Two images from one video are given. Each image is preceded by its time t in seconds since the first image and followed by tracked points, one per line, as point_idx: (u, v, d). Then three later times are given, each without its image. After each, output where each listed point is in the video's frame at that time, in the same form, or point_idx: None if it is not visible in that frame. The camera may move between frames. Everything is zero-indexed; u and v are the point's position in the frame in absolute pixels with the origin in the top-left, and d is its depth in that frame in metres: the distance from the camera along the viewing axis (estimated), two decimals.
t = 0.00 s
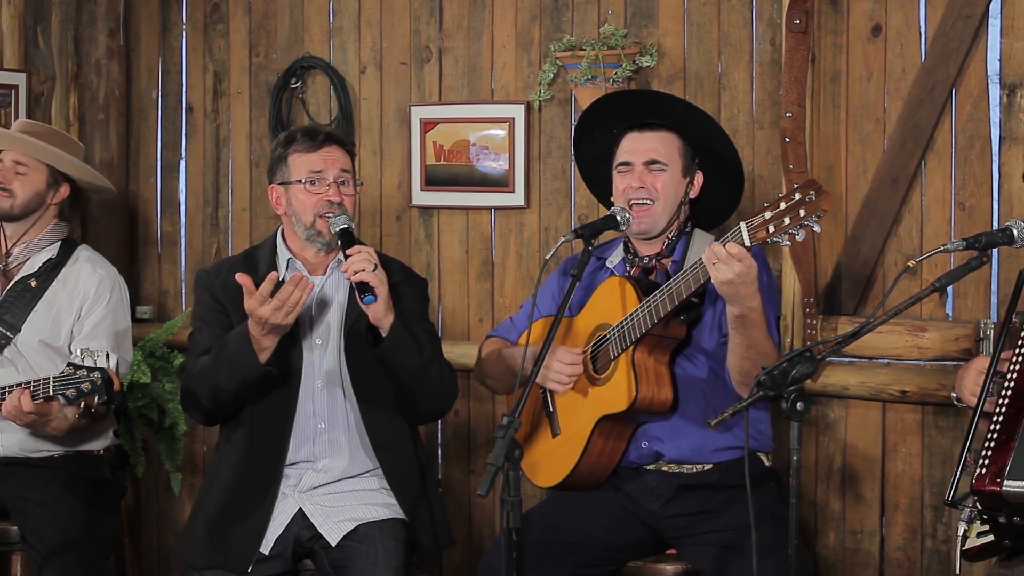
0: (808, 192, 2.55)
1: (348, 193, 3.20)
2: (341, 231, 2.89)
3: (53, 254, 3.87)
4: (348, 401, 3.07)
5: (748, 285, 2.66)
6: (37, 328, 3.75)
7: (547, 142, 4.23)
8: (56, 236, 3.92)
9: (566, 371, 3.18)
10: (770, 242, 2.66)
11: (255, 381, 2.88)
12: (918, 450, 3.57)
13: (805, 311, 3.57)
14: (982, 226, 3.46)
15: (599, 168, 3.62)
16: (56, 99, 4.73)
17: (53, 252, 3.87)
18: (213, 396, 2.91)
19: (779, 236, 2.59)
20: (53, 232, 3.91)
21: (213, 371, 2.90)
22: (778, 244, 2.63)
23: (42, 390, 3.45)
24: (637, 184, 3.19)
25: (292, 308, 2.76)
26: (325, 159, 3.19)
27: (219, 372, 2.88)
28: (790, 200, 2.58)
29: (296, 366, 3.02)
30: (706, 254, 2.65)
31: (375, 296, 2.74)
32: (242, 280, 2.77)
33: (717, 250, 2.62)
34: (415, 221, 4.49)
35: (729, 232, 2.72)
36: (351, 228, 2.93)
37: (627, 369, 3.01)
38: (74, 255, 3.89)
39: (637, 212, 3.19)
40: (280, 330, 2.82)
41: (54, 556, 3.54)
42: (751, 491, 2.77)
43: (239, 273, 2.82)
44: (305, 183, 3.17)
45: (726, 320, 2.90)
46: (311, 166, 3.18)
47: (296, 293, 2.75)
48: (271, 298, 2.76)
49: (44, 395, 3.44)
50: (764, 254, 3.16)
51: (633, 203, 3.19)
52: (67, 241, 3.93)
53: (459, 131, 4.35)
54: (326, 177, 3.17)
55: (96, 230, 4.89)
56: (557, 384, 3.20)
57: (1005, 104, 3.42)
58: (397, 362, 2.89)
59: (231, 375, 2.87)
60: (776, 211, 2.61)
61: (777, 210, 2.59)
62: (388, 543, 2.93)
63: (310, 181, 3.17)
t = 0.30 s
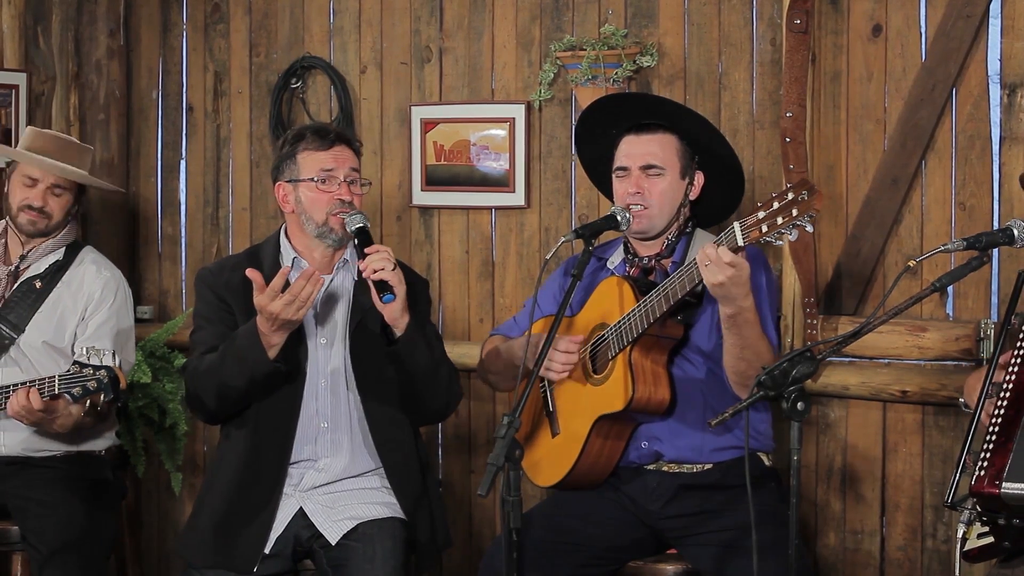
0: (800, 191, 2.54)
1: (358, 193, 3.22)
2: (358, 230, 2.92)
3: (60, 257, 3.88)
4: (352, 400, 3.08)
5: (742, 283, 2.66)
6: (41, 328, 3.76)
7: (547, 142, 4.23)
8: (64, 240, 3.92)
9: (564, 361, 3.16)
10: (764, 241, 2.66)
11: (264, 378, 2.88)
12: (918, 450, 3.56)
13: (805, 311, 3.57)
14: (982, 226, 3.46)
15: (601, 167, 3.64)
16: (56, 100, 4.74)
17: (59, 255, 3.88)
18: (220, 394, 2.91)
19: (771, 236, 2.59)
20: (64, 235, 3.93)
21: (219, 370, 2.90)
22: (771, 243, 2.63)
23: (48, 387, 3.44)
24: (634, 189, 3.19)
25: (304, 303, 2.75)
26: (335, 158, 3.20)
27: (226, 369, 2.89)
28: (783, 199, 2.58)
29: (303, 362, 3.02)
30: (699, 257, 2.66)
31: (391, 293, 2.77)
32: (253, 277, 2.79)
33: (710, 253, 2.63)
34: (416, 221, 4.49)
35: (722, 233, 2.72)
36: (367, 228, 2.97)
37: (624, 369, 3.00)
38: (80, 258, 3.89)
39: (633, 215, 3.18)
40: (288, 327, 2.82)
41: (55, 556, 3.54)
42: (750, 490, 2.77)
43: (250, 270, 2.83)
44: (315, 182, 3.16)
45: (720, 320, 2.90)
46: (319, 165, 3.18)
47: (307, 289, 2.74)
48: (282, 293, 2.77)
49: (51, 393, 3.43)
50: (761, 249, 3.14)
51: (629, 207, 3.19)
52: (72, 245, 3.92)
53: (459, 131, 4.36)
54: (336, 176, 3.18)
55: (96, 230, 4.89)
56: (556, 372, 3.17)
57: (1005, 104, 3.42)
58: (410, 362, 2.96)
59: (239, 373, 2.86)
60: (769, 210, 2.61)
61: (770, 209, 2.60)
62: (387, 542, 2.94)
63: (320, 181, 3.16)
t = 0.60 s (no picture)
0: (795, 193, 2.54)
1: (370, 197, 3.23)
2: (371, 235, 2.92)
3: (57, 256, 3.84)
4: (358, 402, 3.09)
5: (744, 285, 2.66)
6: (39, 327, 3.77)
7: (548, 142, 4.23)
8: (62, 237, 3.87)
9: (563, 360, 3.22)
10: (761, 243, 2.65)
11: (273, 384, 2.88)
12: (919, 450, 3.56)
13: (805, 311, 3.58)
14: (982, 226, 3.46)
15: (610, 165, 3.65)
16: (56, 100, 4.74)
17: (56, 253, 3.84)
18: (228, 398, 2.92)
19: (767, 238, 2.58)
20: (60, 233, 3.86)
21: (228, 374, 2.90)
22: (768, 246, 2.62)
23: (37, 381, 3.40)
24: (636, 189, 3.20)
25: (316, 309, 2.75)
26: (347, 160, 3.21)
27: (235, 375, 2.89)
28: (779, 202, 2.57)
29: (312, 366, 3.04)
30: (696, 258, 2.65)
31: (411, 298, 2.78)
32: (262, 284, 2.78)
33: (710, 255, 2.61)
34: (416, 221, 4.48)
35: (720, 235, 2.71)
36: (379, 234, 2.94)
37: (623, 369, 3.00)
38: (79, 256, 3.87)
39: (636, 215, 3.19)
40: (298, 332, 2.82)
41: (55, 556, 3.56)
42: (751, 490, 2.77)
43: (259, 277, 2.81)
44: (329, 185, 3.18)
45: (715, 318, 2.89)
46: (332, 168, 3.20)
47: (319, 294, 2.74)
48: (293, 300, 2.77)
49: (41, 387, 3.39)
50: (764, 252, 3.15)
51: (632, 207, 3.20)
52: (70, 243, 3.89)
53: (459, 131, 4.36)
54: (350, 180, 3.20)
55: (96, 230, 4.89)
56: (555, 371, 3.23)
57: (1005, 104, 3.42)
58: (426, 365, 2.99)
59: (249, 377, 2.87)
60: (766, 211, 2.60)
61: (766, 211, 2.59)
62: (388, 541, 2.94)
63: (334, 184, 3.18)
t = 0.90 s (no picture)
0: (806, 197, 2.54)
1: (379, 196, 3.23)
2: (385, 234, 2.93)
3: (46, 251, 3.85)
4: (363, 399, 3.10)
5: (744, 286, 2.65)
6: (31, 324, 3.77)
7: (548, 141, 4.23)
8: (49, 233, 3.87)
9: (563, 366, 3.21)
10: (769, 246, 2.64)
11: (282, 384, 2.89)
12: (919, 449, 3.57)
13: (806, 310, 3.59)
14: (982, 225, 3.46)
15: (619, 163, 3.65)
16: (56, 99, 4.74)
17: (45, 249, 3.85)
18: (236, 397, 2.92)
19: (776, 241, 2.57)
20: (45, 231, 3.87)
21: (236, 372, 2.91)
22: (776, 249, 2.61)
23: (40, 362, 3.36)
24: (644, 182, 3.19)
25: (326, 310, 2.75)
26: (358, 158, 3.22)
27: (244, 374, 2.89)
28: (789, 204, 2.56)
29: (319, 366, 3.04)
30: (702, 256, 2.65)
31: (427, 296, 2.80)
32: (276, 285, 2.79)
33: (717, 252, 2.62)
34: (416, 220, 4.48)
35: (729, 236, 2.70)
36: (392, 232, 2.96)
37: (627, 367, 3.01)
38: (69, 253, 3.87)
39: (642, 209, 3.20)
40: (306, 334, 2.83)
41: (54, 555, 3.58)
42: (751, 489, 2.77)
43: (272, 279, 2.83)
44: (340, 183, 3.17)
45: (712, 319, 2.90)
46: (343, 165, 3.20)
47: (332, 295, 2.75)
48: (305, 302, 2.77)
49: (42, 368, 3.37)
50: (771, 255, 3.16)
51: (640, 201, 3.20)
52: (60, 240, 3.89)
53: (459, 130, 4.36)
54: (361, 178, 3.19)
55: (96, 229, 4.90)
56: (553, 373, 3.23)
57: (1005, 103, 3.41)
58: (436, 366, 3.03)
59: (256, 376, 2.87)
60: (774, 214, 2.59)
61: (776, 214, 2.58)
62: (388, 541, 2.94)
63: (346, 182, 3.17)
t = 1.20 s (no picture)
0: (809, 201, 2.53)
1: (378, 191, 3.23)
2: (387, 227, 2.93)
3: (39, 249, 3.86)
4: (364, 395, 3.10)
5: (745, 287, 2.65)
6: (29, 323, 3.77)
7: (548, 140, 4.23)
8: (42, 232, 3.88)
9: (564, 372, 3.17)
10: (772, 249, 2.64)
11: (285, 378, 2.89)
12: (918, 447, 3.57)
13: (806, 309, 3.59)
14: (982, 223, 3.47)
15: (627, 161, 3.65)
16: (56, 98, 4.76)
17: (38, 248, 3.85)
18: (238, 393, 2.92)
19: (780, 243, 2.57)
20: (37, 230, 3.87)
21: (238, 368, 2.90)
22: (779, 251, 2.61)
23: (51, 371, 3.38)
24: (648, 173, 3.21)
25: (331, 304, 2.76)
26: (362, 155, 3.23)
27: (246, 369, 2.89)
28: (793, 208, 2.56)
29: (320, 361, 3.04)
30: (704, 256, 2.66)
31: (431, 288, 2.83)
32: (279, 279, 2.78)
33: (719, 255, 2.62)
34: (416, 219, 4.48)
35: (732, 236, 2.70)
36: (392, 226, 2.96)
37: (628, 367, 3.01)
38: (62, 252, 3.88)
39: (644, 200, 3.21)
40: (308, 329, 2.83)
41: (53, 555, 3.56)
42: (751, 488, 2.78)
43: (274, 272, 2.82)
44: (343, 179, 3.18)
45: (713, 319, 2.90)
46: (347, 161, 3.20)
47: (336, 289, 2.75)
48: (309, 295, 2.76)
49: (52, 377, 3.38)
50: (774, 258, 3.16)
51: (642, 192, 3.21)
52: (52, 238, 3.89)
53: (459, 128, 4.35)
54: (364, 174, 3.20)
55: (96, 227, 4.90)
56: (554, 379, 3.19)
57: (1005, 101, 3.43)
58: (441, 359, 3.09)
59: (259, 373, 2.88)
60: (778, 216, 2.59)
61: (780, 216, 2.58)
62: (387, 539, 2.94)
63: (349, 178, 3.18)
